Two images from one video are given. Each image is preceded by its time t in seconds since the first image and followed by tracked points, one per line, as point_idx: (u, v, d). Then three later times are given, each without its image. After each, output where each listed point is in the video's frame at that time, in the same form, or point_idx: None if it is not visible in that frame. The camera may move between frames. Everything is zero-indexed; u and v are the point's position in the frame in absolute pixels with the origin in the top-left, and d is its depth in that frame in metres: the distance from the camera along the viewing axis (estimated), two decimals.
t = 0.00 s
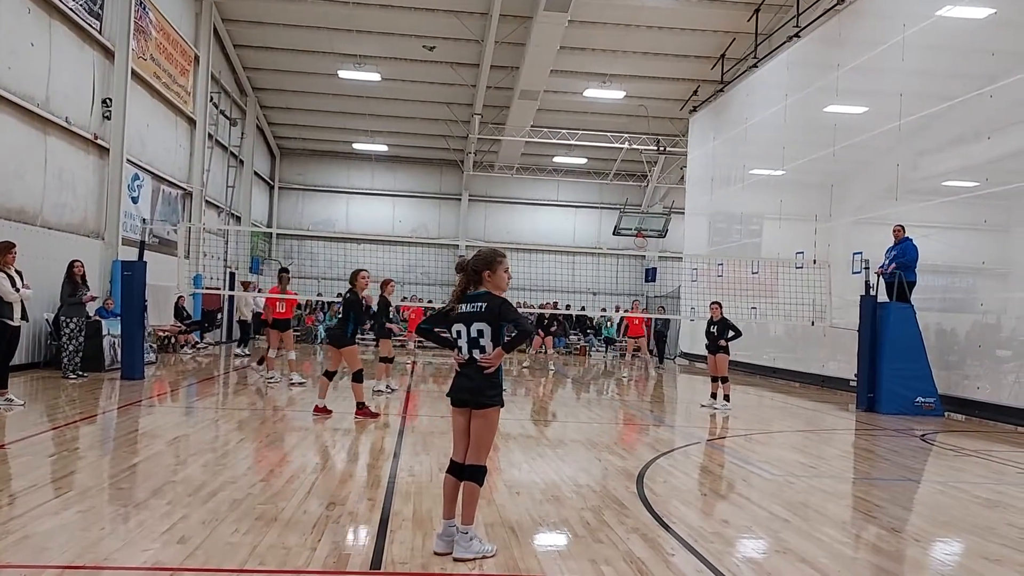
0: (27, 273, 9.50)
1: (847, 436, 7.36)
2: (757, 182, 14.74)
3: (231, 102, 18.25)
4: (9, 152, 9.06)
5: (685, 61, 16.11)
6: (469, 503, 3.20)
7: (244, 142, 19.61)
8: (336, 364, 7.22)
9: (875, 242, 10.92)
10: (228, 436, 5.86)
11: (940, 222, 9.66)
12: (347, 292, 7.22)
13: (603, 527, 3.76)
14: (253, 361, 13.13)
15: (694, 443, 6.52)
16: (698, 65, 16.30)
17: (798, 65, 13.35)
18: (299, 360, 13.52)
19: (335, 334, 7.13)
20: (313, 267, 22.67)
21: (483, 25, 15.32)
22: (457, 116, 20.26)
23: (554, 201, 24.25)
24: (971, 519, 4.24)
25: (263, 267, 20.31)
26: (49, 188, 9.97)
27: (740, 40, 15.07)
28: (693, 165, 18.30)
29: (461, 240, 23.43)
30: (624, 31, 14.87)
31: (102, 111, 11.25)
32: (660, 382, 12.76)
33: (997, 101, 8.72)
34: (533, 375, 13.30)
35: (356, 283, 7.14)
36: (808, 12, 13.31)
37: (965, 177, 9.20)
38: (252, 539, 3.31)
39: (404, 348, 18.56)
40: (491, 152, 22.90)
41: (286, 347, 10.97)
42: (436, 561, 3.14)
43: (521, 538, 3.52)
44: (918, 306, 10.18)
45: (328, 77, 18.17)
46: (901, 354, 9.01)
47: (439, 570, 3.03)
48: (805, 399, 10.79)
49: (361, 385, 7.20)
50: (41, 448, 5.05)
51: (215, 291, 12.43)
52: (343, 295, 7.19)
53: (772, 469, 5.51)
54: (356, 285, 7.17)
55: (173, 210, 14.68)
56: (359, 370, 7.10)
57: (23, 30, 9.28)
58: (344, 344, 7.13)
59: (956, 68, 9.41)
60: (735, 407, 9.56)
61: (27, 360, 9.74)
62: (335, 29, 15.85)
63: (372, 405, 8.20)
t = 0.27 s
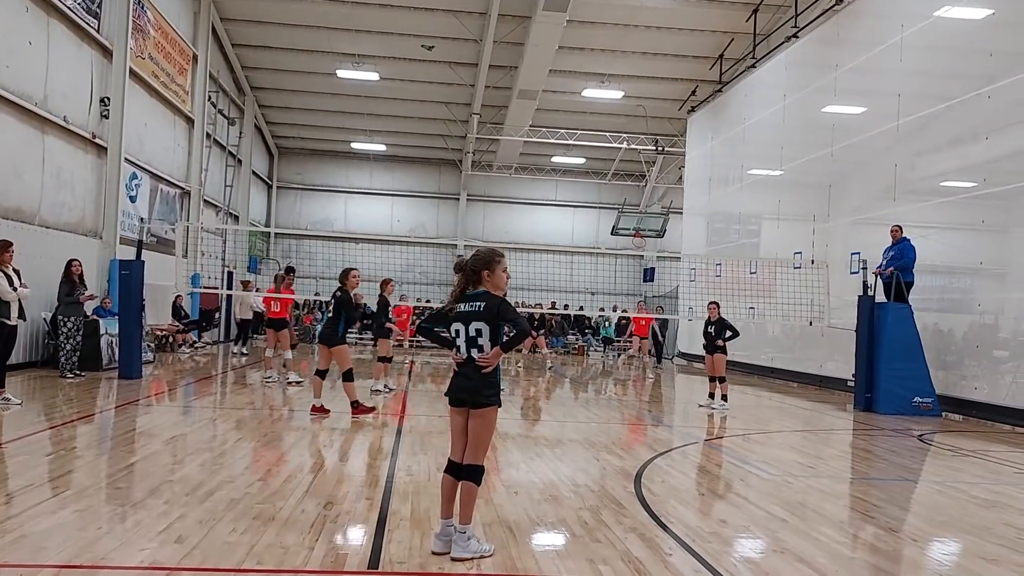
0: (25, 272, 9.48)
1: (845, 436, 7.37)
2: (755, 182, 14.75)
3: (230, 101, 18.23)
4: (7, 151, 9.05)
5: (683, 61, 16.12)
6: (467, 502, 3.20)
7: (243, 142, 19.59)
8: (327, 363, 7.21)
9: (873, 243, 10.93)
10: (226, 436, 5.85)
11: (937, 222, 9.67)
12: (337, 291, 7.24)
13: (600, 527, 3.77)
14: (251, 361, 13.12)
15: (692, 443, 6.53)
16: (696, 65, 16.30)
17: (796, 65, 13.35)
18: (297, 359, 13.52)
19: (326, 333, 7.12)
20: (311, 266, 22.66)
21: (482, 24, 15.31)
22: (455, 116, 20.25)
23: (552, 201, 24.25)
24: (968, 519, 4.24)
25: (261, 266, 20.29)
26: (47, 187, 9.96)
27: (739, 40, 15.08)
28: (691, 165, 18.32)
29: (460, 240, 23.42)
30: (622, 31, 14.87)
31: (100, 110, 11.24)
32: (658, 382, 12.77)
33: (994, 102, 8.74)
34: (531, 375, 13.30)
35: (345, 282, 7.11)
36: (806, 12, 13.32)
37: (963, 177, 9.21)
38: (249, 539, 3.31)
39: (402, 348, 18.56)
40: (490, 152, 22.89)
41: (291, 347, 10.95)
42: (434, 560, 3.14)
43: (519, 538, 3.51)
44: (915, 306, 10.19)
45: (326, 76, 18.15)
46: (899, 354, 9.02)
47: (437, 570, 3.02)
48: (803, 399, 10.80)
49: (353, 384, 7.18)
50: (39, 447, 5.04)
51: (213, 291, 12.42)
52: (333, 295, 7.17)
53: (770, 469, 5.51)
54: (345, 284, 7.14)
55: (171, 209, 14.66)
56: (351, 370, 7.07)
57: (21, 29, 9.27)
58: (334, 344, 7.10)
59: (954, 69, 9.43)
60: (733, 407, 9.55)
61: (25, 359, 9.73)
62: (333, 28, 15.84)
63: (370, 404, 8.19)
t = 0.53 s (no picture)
0: (20, 272, 9.45)
1: (840, 435, 7.38)
2: (751, 182, 14.78)
3: (225, 101, 18.20)
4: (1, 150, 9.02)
5: (679, 61, 16.15)
6: (463, 502, 3.21)
7: (238, 141, 19.55)
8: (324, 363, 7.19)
9: (868, 242, 10.96)
10: (221, 435, 5.84)
11: (932, 221, 9.70)
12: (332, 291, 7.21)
13: (596, 526, 3.77)
14: (247, 361, 13.10)
15: (688, 442, 6.54)
16: (692, 65, 16.32)
17: (791, 65, 13.38)
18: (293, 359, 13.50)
19: (322, 333, 7.10)
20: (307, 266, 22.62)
21: (478, 24, 15.31)
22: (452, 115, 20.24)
23: (548, 201, 24.25)
24: (963, 517, 4.26)
25: (256, 266, 20.26)
26: (42, 186, 9.93)
27: (734, 40, 15.12)
28: (687, 165, 18.34)
29: (456, 239, 23.41)
30: (619, 30, 14.89)
31: (95, 109, 11.22)
32: (654, 382, 12.79)
33: (989, 102, 8.77)
34: (527, 374, 13.31)
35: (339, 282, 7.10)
36: (802, 12, 13.34)
37: (957, 177, 9.24)
38: (244, 538, 3.30)
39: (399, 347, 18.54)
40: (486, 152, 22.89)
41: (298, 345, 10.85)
42: (430, 559, 3.14)
43: (514, 538, 3.51)
44: (910, 305, 10.22)
45: (322, 75, 18.13)
46: (894, 353, 9.04)
47: (432, 569, 3.02)
48: (799, 398, 10.82)
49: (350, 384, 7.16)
50: (34, 447, 5.02)
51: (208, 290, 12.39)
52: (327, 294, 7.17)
53: (765, 468, 5.52)
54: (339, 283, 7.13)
55: (167, 209, 14.62)
56: (347, 368, 7.07)
57: (16, 28, 9.24)
58: (329, 343, 7.10)
59: (949, 69, 9.46)
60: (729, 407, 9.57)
61: (20, 359, 9.70)
62: (329, 28, 15.82)
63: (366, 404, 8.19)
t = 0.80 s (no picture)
0: (17, 270, 9.43)
1: (838, 433, 7.39)
2: (748, 180, 14.78)
3: (222, 99, 18.17)
4: None
5: (677, 60, 16.14)
6: (460, 500, 3.21)
7: (236, 139, 19.51)
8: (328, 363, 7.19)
9: (866, 240, 10.97)
10: (219, 434, 5.83)
11: (929, 220, 9.72)
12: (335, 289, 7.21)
13: (594, 524, 3.78)
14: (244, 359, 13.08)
15: (685, 440, 6.55)
16: (690, 63, 16.32)
17: (789, 63, 13.39)
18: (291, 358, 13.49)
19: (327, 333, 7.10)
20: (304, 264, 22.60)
21: (476, 22, 15.29)
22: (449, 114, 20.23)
23: (546, 199, 24.25)
24: (960, 515, 4.27)
25: (254, 264, 20.24)
26: (39, 185, 9.91)
27: (732, 38, 15.12)
28: (685, 164, 18.34)
29: (454, 238, 23.40)
30: (617, 29, 14.88)
31: (92, 107, 11.19)
32: (652, 380, 12.80)
33: (986, 100, 8.78)
34: (525, 373, 13.32)
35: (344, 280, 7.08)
36: (799, 11, 13.34)
37: (955, 176, 9.26)
38: (242, 537, 3.30)
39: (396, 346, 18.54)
40: (484, 150, 22.87)
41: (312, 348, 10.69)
42: (428, 558, 3.14)
43: (512, 536, 3.51)
44: (907, 304, 10.24)
45: (320, 74, 18.10)
46: (891, 351, 9.06)
47: (430, 567, 3.02)
48: (796, 396, 10.84)
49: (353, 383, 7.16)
50: (31, 446, 5.01)
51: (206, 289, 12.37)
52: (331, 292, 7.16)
53: (763, 466, 5.53)
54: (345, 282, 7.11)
55: (164, 207, 14.59)
56: (353, 367, 7.07)
57: (13, 26, 9.21)
58: (335, 341, 7.11)
59: (946, 68, 9.47)
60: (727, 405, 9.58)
61: (17, 358, 9.68)
62: (327, 26, 15.79)
63: (364, 403, 8.19)
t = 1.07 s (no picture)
0: (14, 268, 9.41)
1: (836, 431, 7.40)
2: (747, 179, 14.79)
3: (220, 97, 18.13)
4: None
5: (676, 58, 16.12)
6: (459, 499, 3.19)
7: (234, 137, 19.48)
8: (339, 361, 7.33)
9: (864, 239, 10.97)
10: (218, 432, 5.83)
11: (928, 218, 9.72)
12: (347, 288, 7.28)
13: (592, 522, 3.78)
14: (242, 357, 13.06)
15: (684, 439, 6.55)
16: (689, 62, 16.31)
17: (788, 62, 13.38)
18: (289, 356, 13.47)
19: (336, 332, 7.20)
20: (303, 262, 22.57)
21: (474, 20, 15.27)
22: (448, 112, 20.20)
23: (545, 197, 24.25)
24: (958, 514, 4.27)
25: (252, 263, 20.21)
26: (37, 182, 9.89)
27: (731, 37, 15.12)
28: (684, 162, 18.33)
29: (452, 236, 23.39)
30: (615, 28, 14.88)
31: (90, 105, 11.15)
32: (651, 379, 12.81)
33: (984, 100, 8.79)
34: (524, 371, 13.32)
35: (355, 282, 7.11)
36: (798, 9, 13.35)
37: (953, 174, 9.26)
38: (241, 535, 3.29)
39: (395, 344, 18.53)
40: (482, 149, 22.86)
41: (324, 345, 10.59)
42: (426, 556, 3.14)
43: (511, 534, 3.51)
44: (906, 302, 10.25)
45: (318, 71, 18.07)
46: (889, 350, 9.06)
47: (429, 566, 3.01)
48: (795, 394, 10.84)
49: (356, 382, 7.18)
50: (30, 444, 5.01)
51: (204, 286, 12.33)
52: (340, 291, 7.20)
53: (762, 464, 5.53)
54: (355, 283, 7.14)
55: (162, 205, 14.56)
56: (356, 367, 7.11)
57: (11, 23, 9.18)
58: (338, 341, 7.18)
59: (945, 66, 9.47)
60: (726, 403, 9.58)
61: (14, 356, 9.66)
62: (325, 24, 15.77)
63: (363, 401, 8.18)
